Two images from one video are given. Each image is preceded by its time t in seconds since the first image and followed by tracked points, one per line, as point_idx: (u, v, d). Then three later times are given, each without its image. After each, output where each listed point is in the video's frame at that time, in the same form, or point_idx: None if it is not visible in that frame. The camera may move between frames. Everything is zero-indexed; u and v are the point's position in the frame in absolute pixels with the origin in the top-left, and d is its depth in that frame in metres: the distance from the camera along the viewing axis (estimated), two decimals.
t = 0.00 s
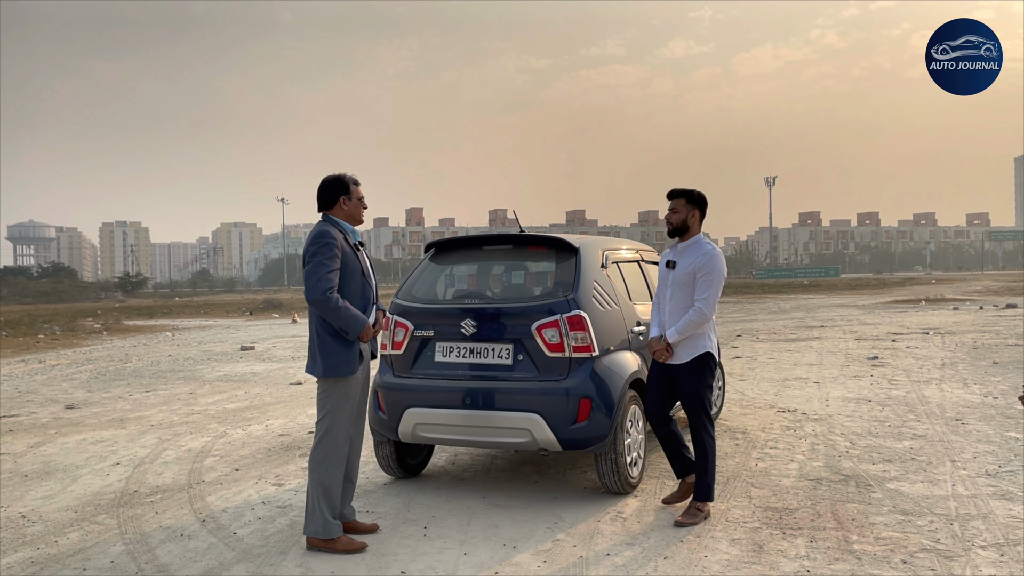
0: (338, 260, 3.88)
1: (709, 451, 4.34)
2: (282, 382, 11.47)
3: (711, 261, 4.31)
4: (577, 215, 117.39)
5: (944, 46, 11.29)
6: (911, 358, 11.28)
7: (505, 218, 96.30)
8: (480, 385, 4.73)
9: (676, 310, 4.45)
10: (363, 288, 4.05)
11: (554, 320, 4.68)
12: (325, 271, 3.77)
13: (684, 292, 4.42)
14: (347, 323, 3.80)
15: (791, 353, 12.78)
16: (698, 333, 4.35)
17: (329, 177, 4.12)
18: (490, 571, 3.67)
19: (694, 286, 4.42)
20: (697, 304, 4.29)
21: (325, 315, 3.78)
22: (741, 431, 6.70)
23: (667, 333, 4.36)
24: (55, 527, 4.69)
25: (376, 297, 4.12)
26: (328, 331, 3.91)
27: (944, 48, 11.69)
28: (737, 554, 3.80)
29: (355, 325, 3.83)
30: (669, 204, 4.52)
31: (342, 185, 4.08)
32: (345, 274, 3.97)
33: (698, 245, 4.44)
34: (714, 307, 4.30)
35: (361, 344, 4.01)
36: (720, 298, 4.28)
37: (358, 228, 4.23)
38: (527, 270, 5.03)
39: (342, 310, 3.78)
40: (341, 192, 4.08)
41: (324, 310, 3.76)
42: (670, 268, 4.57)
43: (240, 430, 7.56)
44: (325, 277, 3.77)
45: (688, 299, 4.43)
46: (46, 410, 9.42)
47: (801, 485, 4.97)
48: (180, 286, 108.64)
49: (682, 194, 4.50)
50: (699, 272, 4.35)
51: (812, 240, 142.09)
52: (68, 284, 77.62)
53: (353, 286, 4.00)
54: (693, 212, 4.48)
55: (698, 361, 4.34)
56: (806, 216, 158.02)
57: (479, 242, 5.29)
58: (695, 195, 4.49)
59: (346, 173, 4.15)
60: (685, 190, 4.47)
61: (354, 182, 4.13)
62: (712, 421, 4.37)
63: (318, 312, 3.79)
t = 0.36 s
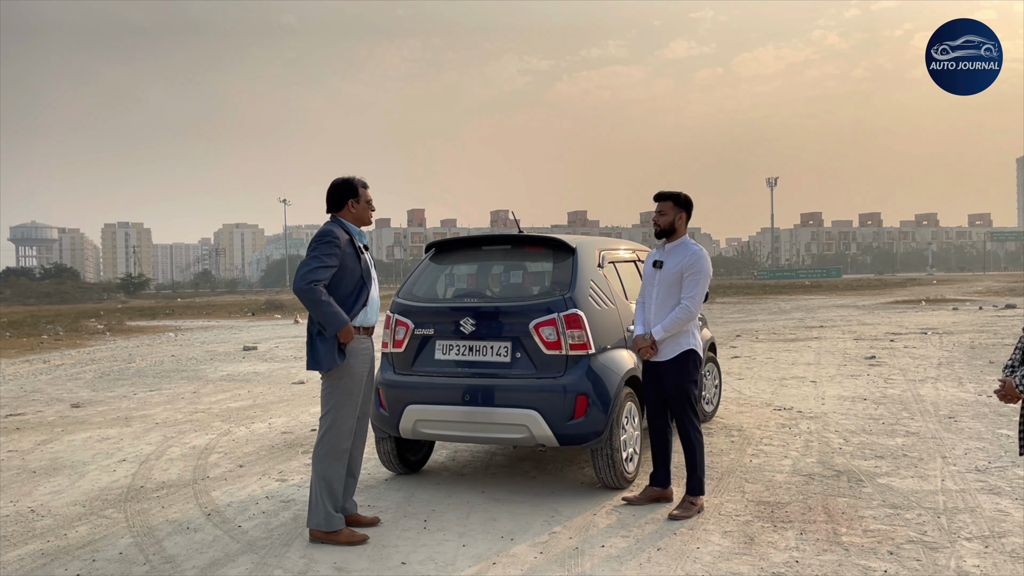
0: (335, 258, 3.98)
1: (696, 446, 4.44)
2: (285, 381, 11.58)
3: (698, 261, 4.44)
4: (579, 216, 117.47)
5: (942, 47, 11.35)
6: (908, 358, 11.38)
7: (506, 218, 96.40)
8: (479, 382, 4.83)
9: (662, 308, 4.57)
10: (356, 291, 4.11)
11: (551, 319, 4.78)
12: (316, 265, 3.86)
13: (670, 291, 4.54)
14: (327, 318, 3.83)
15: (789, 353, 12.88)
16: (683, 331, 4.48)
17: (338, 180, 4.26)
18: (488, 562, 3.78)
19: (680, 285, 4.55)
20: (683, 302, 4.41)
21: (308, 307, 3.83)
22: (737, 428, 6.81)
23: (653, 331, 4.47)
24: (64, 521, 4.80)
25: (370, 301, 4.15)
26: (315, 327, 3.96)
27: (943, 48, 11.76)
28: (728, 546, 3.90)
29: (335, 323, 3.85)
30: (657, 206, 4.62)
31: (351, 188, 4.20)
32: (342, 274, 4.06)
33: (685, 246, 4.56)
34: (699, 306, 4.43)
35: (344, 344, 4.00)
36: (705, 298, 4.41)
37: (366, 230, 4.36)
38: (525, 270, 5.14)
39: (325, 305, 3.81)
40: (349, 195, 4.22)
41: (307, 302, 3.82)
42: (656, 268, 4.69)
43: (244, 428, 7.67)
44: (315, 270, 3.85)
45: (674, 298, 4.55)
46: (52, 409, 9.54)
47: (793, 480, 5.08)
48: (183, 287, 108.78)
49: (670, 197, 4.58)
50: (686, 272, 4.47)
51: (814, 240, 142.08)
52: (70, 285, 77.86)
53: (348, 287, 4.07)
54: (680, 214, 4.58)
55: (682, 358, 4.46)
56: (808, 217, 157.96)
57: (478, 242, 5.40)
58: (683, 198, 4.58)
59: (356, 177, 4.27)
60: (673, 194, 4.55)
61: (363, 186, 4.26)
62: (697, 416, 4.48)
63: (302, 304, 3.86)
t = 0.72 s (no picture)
0: (339, 253, 4.08)
1: (689, 438, 4.56)
2: (289, 380, 11.70)
3: (687, 258, 4.55)
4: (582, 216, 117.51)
5: (943, 48, 11.41)
6: (908, 357, 11.45)
7: (509, 218, 96.60)
8: (480, 377, 4.93)
9: (651, 304, 4.68)
10: (355, 290, 4.17)
11: (551, 316, 4.89)
12: (319, 255, 3.97)
13: (660, 287, 4.65)
14: (314, 309, 3.93)
15: (790, 352, 12.96)
16: (671, 326, 4.60)
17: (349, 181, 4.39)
18: (488, 551, 3.88)
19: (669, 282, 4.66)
20: (672, 298, 4.52)
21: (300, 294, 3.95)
22: (735, 425, 6.90)
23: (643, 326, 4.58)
24: (74, 513, 4.91)
25: (370, 301, 4.22)
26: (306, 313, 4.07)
27: (942, 49, 11.83)
28: (722, 536, 4.00)
29: (322, 314, 3.94)
30: (647, 205, 4.73)
31: (359, 189, 4.33)
32: (344, 270, 4.15)
33: (674, 243, 4.68)
34: (688, 301, 4.55)
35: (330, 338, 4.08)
36: (694, 293, 4.53)
37: (376, 230, 4.46)
38: (525, 268, 5.24)
39: (317, 295, 3.92)
40: (358, 195, 4.34)
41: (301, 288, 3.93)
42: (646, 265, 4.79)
43: (249, 424, 7.79)
44: (317, 260, 3.96)
45: (663, 294, 4.66)
46: (60, 406, 9.67)
47: (789, 474, 5.17)
48: (187, 288, 109.19)
49: (661, 197, 4.69)
50: (676, 268, 4.59)
51: (818, 241, 141.89)
52: (75, 286, 78.12)
53: (350, 283, 4.16)
54: (670, 214, 4.70)
55: (671, 353, 4.57)
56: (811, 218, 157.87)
57: (479, 241, 5.50)
58: (673, 199, 4.70)
59: (366, 177, 4.39)
60: (664, 194, 4.66)
61: (372, 186, 4.37)
62: (689, 409, 4.60)
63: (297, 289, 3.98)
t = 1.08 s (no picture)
0: (341, 247, 4.12)
1: (691, 434, 4.59)
2: (295, 379, 11.77)
3: (688, 255, 4.59)
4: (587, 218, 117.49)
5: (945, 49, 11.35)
6: (912, 357, 11.44)
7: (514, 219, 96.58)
8: (484, 374, 4.96)
9: (653, 301, 4.70)
10: (356, 284, 4.21)
11: (554, 313, 4.91)
12: (320, 246, 4.02)
13: (661, 284, 4.68)
14: (309, 299, 3.98)
15: (794, 352, 12.96)
16: (673, 323, 4.62)
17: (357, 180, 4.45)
18: (490, 545, 3.91)
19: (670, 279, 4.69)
20: (674, 294, 4.55)
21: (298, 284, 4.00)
22: (738, 423, 6.92)
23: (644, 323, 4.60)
24: (81, 507, 4.96)
25: (370, 296, 4.25)
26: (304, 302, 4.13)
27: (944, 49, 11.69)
28: (723, 532, 4.02)
29: (316, 306, 3.99)
30: (648, 204, 4.75)
31: (365, 186, 4.38)
32: (346, 263, 4.20)
33: (675, 241, 4.71)
34: (689, 298, 4.58)
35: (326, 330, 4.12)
36: (696, 290, 4.56)
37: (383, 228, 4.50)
38: (529, 266, 5.27)
39: (313, 286, 3.97)
40: (364, 193, 4.39)
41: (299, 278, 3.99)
42: (646, 263, 4.82)
43: (254, 422, 7.84)
44: (317, 251, 4.01)
45: (664, 291, 4.69)
46: (67, 404, 9.75)
47: (791, 471, 5.18)
48: (193, 289, 109.61)
49: (661, 195, 4.72)
50: (677, 265, 4.62)
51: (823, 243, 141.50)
52: (82, 286, 78.59)
53: (351, 277, 4.20)
54: (671, 213, 4.73)
55: (673, 349, 4.61)
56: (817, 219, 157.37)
57: (483, 239, 5.53)
58: (674, 198, 4.72)
59: (374, 175, 4.43)
60: (665, 193, 4.69)
61: (379, 183, 4.40)
62: (690, 405, 4.62)
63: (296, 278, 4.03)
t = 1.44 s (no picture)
0: (341, 245, 4.10)
1: (698, 436, 4.55)
2: (299, 379, 11.75)
3: (697, 255, 4.56)
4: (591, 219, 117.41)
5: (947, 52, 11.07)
6: (919, 359, 11.37)
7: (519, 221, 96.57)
8: (489, 375, 4.93)
9: (661, 301, 4.67)
10: (358, 283, 4.18)
11: (559, 313, 4.88)
12: (320, 245, 4.00)
13: (670, 284, 4.65)
14: (308, 298, 3.96)
15: (800, 354, 12.89)
16: (682, 324, 4.59)
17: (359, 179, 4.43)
18: (494, 547, 3.87)
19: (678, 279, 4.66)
20: (683, 295, 4.52)
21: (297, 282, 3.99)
22: (744, 425, 6.87)
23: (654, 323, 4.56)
24: (84, 507, 4.95)
25: (371, 295, 4.21)
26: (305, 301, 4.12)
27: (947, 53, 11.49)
28: (730, 535, 3.98)
29: (315, 305, 3.98)
30: (654, 203, 4.71)
31: (367, 186, 4.36)
32: (347, 262, 4.18)
33: (683, 241, 4.68)
34: (698, 298, 4.55)
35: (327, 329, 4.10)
36: (704, 290, 4.54)
37: (387, 227, 4.46)
38: (534, 266, 5.24)
39: (312, 285, 3.96)
40: (366, 192, 4.36)
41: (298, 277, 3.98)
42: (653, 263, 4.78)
43: (258, 422, 7.83)
44: (317, 250, 4.00)
45: (672, 291, 4.65)
46: (72, 403, 9.76)
47: (798, 474, 5.14)
48: (199, 290, 109.96)
49: (669, 195, 4.69)
50: (685, 265, 4.59)
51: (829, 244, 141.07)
52: (88, 286, 78.91)
53: (353, 276, 4.18)
54: (678, 213, 4.69)
55: (682, 350, 4.57)
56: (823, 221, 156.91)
57: (488, 239, 5.50)
58: (682, 198, 4.69)
59: (377, 174, 4.41)
60: (673, 192, 4.66)
61: (381, 182, 4.38)
62: (698, 406, 4.59)
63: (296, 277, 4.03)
